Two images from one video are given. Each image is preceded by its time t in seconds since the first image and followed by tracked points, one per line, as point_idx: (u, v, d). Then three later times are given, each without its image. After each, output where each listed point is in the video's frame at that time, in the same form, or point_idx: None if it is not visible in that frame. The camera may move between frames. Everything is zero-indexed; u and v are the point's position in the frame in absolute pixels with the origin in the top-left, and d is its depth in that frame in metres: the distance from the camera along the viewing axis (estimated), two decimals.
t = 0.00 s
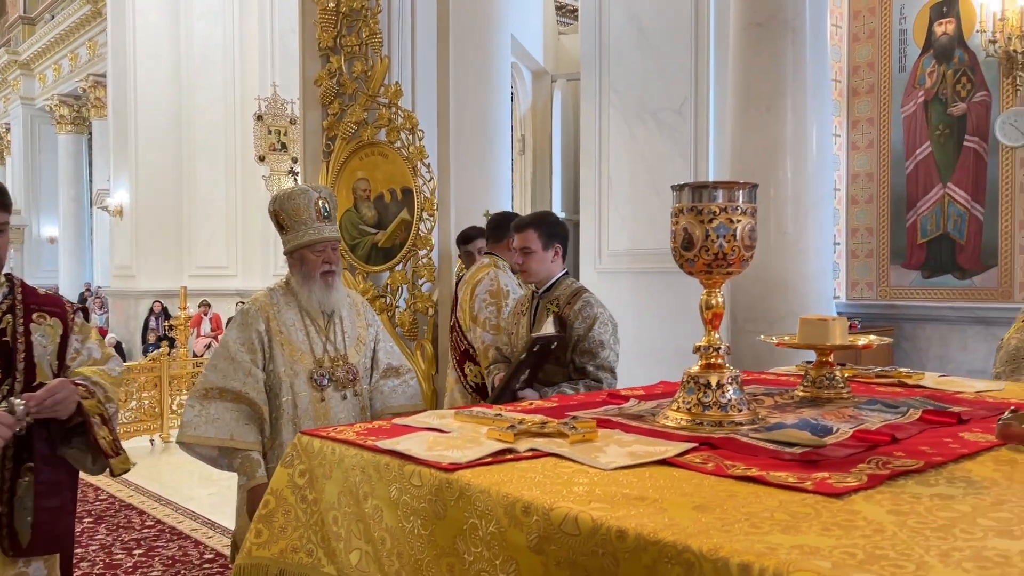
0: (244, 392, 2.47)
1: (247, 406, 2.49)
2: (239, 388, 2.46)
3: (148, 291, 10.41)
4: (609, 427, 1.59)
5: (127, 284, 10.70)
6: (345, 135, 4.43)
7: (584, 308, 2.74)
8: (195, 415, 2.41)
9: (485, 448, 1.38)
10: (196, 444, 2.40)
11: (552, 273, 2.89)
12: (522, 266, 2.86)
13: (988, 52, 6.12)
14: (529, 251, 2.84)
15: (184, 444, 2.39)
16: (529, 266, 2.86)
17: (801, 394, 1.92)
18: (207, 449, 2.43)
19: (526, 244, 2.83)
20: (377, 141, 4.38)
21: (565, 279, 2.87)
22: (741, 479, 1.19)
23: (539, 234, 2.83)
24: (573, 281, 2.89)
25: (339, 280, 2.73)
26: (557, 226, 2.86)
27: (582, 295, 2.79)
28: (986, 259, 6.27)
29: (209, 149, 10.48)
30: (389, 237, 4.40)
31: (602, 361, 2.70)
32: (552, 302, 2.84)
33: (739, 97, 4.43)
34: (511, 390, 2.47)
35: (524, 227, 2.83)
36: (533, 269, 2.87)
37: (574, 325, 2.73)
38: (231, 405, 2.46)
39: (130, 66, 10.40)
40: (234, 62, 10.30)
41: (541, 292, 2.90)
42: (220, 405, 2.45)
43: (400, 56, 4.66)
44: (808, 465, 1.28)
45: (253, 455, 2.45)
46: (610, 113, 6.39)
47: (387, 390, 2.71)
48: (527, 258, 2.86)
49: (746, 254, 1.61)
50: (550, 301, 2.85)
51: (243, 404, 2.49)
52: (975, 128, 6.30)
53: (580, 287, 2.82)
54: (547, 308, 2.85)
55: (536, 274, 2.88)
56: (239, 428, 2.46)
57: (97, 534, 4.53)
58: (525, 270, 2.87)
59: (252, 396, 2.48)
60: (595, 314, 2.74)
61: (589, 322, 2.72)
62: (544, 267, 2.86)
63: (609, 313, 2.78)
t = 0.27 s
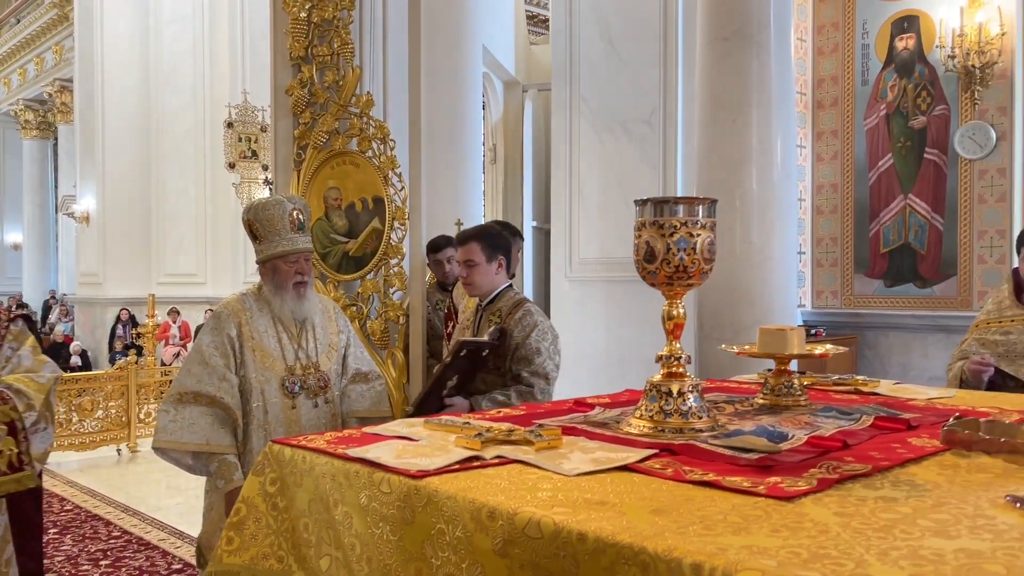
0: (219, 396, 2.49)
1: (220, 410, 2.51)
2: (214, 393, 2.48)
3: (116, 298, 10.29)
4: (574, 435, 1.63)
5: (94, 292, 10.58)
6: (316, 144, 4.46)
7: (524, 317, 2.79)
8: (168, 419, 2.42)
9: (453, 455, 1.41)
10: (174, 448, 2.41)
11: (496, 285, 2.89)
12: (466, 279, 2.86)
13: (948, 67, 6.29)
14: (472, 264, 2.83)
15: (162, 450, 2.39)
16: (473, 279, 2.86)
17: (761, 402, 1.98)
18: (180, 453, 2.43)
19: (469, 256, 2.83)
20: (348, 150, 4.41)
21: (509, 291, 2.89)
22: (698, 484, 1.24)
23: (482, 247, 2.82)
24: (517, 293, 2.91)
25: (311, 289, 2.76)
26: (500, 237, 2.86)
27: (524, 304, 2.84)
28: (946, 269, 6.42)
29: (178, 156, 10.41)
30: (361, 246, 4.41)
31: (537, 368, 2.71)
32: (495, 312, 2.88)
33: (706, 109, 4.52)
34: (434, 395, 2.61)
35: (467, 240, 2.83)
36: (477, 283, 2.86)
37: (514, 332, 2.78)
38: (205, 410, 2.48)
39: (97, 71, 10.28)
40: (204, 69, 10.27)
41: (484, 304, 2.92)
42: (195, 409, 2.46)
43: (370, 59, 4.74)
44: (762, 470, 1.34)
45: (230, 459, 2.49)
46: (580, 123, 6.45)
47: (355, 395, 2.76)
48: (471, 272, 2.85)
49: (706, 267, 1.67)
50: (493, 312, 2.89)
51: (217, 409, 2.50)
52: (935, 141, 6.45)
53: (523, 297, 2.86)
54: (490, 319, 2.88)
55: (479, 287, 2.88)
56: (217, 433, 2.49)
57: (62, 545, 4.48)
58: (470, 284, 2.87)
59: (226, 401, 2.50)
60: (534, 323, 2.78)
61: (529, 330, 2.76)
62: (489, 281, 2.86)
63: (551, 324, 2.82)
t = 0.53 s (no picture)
0: (180, 404, 2.48)
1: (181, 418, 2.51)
2: (174, 400, 2.47)
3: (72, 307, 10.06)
4: (532, 443, 1.67)
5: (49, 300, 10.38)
6: (279, 153, 4.45)
7: (455, 325, 2.74)
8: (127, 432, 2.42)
9: (412, 464, 1.44)
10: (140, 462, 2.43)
11: (435, 292, 2.89)
12: (406, 285, 2.86)
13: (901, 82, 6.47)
14: (412, 271, 2.83)
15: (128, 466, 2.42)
16: (412, 285, 2.86)
17: (715, 410, 2.03)
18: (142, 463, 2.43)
19: (407, 263, 2.81)
20: (310, 158, 4.43)
21: (445, 298, 2.87)
22: (650, 490, 1.28)
23: (421, 253, 2.82)
24: (454, 300, 2.88)
25: (272, 299, 2.77)
26: (439, 243, 2.86)
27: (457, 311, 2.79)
28: (899, 279, 6.61)
29: (138, 162, 10.26)
30: (324, 254, 4.42)
31: (463, 374, 2.66)
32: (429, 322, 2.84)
33: (667, 122, 4.60)
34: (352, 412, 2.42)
35: (406, 247, 2.81)
36: (416, 290, 2.87)
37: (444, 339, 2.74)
38: (166, 417, 2.47)
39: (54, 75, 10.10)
40: (165, 75, 10.18)
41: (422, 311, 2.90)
42: (156, 416, 2.45)
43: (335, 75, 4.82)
44: (712, 476, 1.38)
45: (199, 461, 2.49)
46: (544, 134, 6.49)
47: (316, 404, 2.76)
48: (410, 278, 2.85)
49: (660, 279, 1.72)
50: (428, 321, 2.84)
51: (177, 416, 2.50)
52: (889, 154, 6.64)
53: (457, 304, 2.81)
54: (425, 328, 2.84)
55: (418, 293, 2.88)
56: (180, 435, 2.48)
57: (15, 558, 4.40)
58: (409, 290, 2.87)
59: (187, 408, 2.49)
60: (465, 329, 2.72)
61: (459, 337, 2.72)
62: (429, 287, 2.86)
63: (484, 331, 2.76)
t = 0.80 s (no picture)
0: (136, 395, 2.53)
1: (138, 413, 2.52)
2: (130, 391, 2.51)
3: (16, 315, 9.67)
4: (483, 453, 1.69)
5: None
6: (232, 161, 4.38)
7: (395, 333, 2.73)
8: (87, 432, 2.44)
9: (362, 476, 1.44)
10: (110, 460, 2.46)
11: (382, 301, 2.88)
12: (352, 295, 2.85)
13: (848, 98, 6.64)
14: (358, 281, 2.83)
15: (99, 468, 2.46)
16: (357, 295, 2.85)
17: (664, 420, 2.07)
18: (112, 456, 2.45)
19: (354, 272, 2.82)
20: (265, 167, 4.40)
21: (390, 307, 2.85)
22: (596, 499, 1.31)
23: (368, 263, 2.82)
24: (400, 309, 2.86)
25: (222, 310, 2.75)
26: (387, 253, 2.87)
27: (399, 318, 2.79)
28: (847, 290, 6.77)
29: (87, 167, 10.04)
30: (277, 263, 4.42)
31: (399, 382, 2.67)
32: (373, 330, 2.82)
33: (622, 136, 4.67)
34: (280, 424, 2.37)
35: (351, 256, 2.81)
36: (363, 300, 2.85)
37: (383, 348, 2.73)
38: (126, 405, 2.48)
39: None
40: (116, 80, 10.03)
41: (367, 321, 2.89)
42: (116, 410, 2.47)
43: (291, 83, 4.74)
44: (657, 485, 1.41)
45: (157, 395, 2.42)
46: (501, 144, 6.52)
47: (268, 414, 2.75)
48: (357, 287, 2.85)
49: (609, 291, 1.75)
50: (372, 329, 2.83)
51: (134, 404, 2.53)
52: (837, 168, 6.81)
53: (400, 313, 2.80)
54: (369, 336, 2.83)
55: (364, 304, 2.87)
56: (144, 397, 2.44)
57: None
58: (356, 299, 2.86)
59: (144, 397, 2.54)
60: (404, 338, 2.72)
61: (398, 345, 2.70)
62: (375, 296, 2.85)
63: (425, 339, 2.75)
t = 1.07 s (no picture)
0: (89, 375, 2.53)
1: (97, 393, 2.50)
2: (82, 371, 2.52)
3: None
4: (433, 465, 1.69)
5: None
6: (180, 168, 4.25)
7: (348, 342, 2.71)
8: (51, 424, 2.40)
9: (312, 490, 1.44)
10: (85, 444, 2.43)
11: (341, 311, 2.87)
12: (311, 304, 2.85)
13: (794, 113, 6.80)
14: (317, 289, 2.82)
15: (73, 458, 2.42)
16: (317, 303, 2.84)
17: (614, 430, 2.09)
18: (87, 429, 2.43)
19: (312, 281, 2.82)
20: (214, 175, 4.33)
21: (350, 315, 2.84)
22: (546, 510, 1.32)
23: (327, 271, 2.83)
24: (359, 318, 2.83)
25: (166, 320, 2.72)
26: (346, 262, 2.88)
27: (353, 326, 2.77)
28: (793, 300, 6.92)
29: (25, 172, 9.73)
30: (226, 272, 4.36)
31: (346, 391, 2.63)
32: (329, 338, 2.81)
33: (573, 148, 4.71)
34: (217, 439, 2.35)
35: (310, 264, 2.82)
36: (321, 308, 2.85)
37: (335, 356, 2.72)
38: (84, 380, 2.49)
39: None
40: (58, 82, 9.76)
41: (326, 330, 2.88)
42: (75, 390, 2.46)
43: (240, 89, 4.64)
44: (606, 495, 1.44)
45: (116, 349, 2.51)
46: (454, 154, 6.55)
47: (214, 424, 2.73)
48: (316, 296, 2.84)
49: (560, 303, 1.77)
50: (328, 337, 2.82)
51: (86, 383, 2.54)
52: (783, 181, 6.96)
53: (355, 321, 2.78)
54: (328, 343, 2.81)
55: (323, 312, 2.86)
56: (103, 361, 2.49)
57: None
58: (315, 308, 2.85)
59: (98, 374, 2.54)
60: (356, 346, 2.69)
61: (349, 353, 2.68)
62: (334, 305, 2.84)
63: (378, 348, 2.72)
